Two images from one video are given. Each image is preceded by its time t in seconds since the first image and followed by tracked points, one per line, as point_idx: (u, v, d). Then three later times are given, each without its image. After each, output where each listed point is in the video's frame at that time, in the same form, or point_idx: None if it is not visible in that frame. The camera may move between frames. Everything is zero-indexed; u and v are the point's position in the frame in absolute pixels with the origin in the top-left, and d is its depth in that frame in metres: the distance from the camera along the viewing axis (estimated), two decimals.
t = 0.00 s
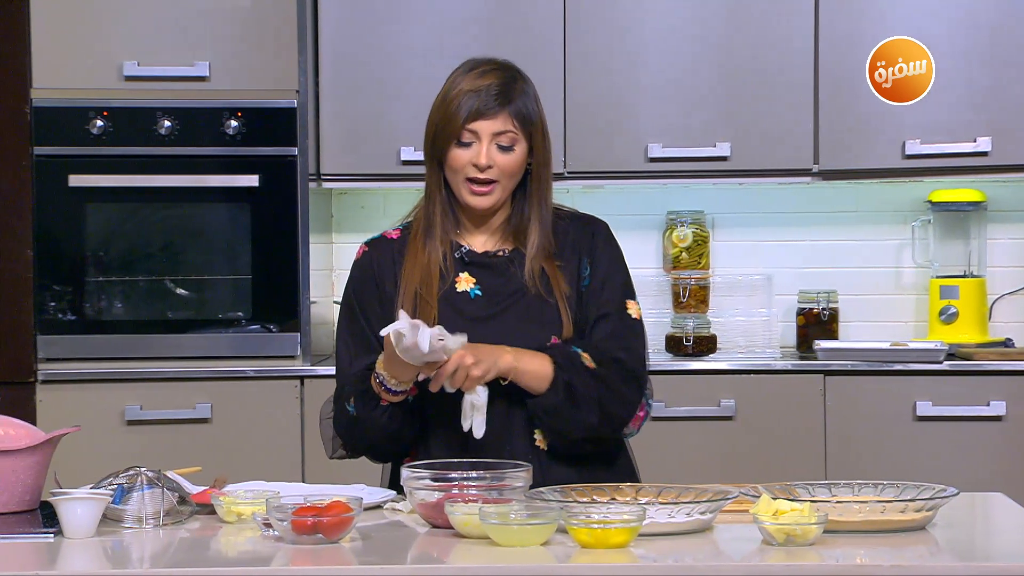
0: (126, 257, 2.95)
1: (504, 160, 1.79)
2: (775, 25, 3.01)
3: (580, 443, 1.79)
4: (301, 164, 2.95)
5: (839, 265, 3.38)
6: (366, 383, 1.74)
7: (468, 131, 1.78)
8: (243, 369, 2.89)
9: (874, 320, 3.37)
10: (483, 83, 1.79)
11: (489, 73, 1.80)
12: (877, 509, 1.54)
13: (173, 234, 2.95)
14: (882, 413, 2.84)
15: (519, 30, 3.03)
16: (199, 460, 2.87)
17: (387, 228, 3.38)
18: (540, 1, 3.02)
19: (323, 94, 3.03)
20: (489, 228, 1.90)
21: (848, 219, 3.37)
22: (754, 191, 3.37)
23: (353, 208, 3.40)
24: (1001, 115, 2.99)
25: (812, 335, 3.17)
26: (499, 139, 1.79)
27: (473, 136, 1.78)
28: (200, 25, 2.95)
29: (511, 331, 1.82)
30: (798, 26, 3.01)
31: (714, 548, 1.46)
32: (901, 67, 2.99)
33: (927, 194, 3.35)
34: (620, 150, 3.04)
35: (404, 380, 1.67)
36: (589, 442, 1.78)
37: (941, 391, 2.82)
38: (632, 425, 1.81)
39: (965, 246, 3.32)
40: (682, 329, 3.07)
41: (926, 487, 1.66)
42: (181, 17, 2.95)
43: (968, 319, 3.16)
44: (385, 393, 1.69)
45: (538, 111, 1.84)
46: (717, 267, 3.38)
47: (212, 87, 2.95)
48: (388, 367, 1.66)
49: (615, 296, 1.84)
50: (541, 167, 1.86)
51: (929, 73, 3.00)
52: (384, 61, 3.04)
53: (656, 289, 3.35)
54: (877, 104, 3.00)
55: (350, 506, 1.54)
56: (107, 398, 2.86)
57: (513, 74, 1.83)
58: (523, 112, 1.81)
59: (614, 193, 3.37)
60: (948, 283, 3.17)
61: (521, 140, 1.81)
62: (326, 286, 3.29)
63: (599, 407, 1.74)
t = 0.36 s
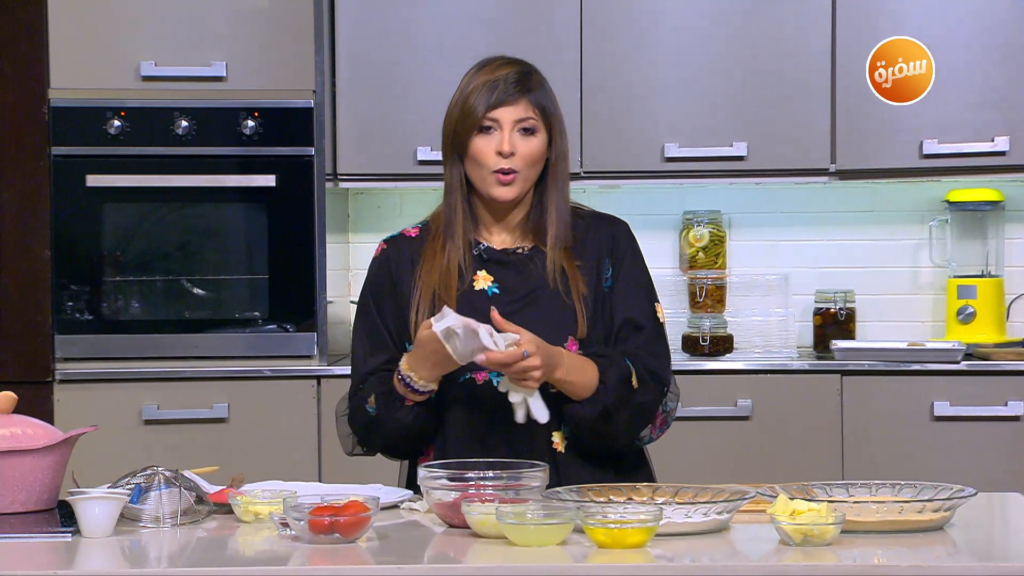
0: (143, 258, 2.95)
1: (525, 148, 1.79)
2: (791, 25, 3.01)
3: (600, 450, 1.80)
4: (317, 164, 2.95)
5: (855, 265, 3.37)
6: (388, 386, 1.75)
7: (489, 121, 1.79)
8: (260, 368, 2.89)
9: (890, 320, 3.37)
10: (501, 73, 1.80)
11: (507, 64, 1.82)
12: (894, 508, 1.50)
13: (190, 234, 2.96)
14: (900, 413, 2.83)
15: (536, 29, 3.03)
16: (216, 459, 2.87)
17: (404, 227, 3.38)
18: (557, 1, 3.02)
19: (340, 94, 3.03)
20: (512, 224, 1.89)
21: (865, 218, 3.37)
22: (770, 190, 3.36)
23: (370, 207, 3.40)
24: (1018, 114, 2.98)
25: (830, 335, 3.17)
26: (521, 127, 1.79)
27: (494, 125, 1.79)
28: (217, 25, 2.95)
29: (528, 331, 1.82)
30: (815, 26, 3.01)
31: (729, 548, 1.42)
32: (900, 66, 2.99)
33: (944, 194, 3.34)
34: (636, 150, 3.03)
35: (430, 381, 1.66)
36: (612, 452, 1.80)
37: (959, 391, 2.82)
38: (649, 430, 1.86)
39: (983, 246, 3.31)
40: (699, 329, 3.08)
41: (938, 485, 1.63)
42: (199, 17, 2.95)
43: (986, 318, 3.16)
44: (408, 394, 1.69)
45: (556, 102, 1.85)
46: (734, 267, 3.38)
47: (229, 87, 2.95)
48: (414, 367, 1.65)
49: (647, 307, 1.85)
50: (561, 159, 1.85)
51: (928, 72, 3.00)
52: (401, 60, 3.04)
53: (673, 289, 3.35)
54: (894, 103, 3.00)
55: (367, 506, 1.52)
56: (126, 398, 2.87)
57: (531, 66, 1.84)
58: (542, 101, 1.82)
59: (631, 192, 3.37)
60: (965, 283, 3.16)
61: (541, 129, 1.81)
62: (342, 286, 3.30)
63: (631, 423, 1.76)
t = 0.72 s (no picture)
0: (156, 258, 2.96)
1: (530, 142, 1.79)
2: (802, 24, 3.01)
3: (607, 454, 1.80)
4: (330, 164, 2.96)
5: (868, 265, 3.37)
6: (404, 383, 1.75)
7: (491, 118, 1.79)
8: (273, 368, 2.89)
9: (903, 320, 3.36)
10: (498, 71, 1.82)
11: (504, 62, 1.83)
12: (909, 509, 1.49)
13: (203, 234, 2.96)
14: (912, 413, 2.83)
15: (548, 30, 3.03)
16: (228, 459, 2.87)
17: (417, 227, 3.39)
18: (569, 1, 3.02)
19: (352, 93, 3.04)
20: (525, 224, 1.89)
21: (877, 218, 3.37)
22: (783, 190, 3.36)
23: (383, 207, 3.40)
24: None
25: (842, 335, 3.17)
26: (522, 120, 1.79)
27: (496, 122, 1.79)
28: (229, 25, 2.95)
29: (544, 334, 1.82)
30: (828, 25, 3.00)
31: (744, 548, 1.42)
32: (900, 67, 2.98)
33: (957, 194, 3.34)
34: (648, 149, 3.03)
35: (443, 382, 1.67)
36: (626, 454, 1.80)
37: (972, 391, 2.82)
38: (665, 434, 1.85)
39: (996, 246, 3.30)
40: (711, 328, 3.07)
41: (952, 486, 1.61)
42: (211, 17, 2.95)
43: (999, 318, 3.15)
44: (420, 391, 1.69)
45: (558, 96, 1.85)
46: (746, 267, 3.38)
47: (242, 88, 2.95)
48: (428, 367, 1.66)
49: (658, 311, 1.85)
50: (568, 153, 1.86)
51: (929, 72, 3.00)
52: (413, 60, 3.04)
53: (686, 289, 3.34)
54: (905, 103, 3.00)
55: (380, 506, 1.52)
56: (138, 397, 2.87)
57: (529, 64, 1.85)
58: (542, 95, 1.82)
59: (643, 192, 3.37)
60: (978, 283, 3.16)
61: (544, 122, 1.81)
62: (354, 286, 3.30)
63: (646, 426, 1.76)
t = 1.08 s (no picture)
0: (161, 257, 2.96)
1: (522, 147, 1.79)
2: (806, 24, 3.01)
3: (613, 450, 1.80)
4: (335, 164, 2.96)
5: (874, 265, 3.37)
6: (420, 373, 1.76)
7: (482, 126, 1.80)
8: (278, 368, 2.89)
9: (910, 320, 3.36)
10: (489, 77, 1.82)
11: (495, 67, 1.83)
12: (914, 509, 1.49)
13: (209, 234, 2.96)
14: (918, 413, 2.83)
15: (553, 29, 3.03)
16: (233, 459, 2.87)
17: (422, 227, 3.39)
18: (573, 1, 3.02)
19: (358, 93, 3.04)
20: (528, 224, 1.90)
21: (884, 218, 3.36)
22: (789, 190, 3.36)
23: (388, 207, 3.40)
24: None
25: (848, 335, 3.17)
26: (512, 126, 1.79)
27: (487, 129, 1.79)
28: (235, 25, 2.96)
29: (549, 333, 1.82)
30: (833, 24, 3.00)
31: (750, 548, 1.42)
32: (900, 66, 2.98)
33: (962, 194, 3.33)
34: (652, 149, 3.03)
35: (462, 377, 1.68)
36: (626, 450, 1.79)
37: (977, 391, 2.81)
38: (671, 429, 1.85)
39: (1002, 245, 3.30)
40: (717, 329, 3.08)
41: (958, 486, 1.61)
42: (217, 17, 2.95)
43: (1005, 318, 3.15)
44: (436, 384, 1.71)
45: (551, 96, 1.84)
46: (752, 266, 3.38)
47: (248, 88, 2.95)
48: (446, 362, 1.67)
49: (661, 307, 1.84)
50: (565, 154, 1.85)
51: (929, 72, 3.00)
52: (418, 60, 3.04)
53: (691, 289, 3.35)
54: (910, 102, 3.00)
55: (385, 506, 1.52)
56: (143, 397, 2.87)
57: (521, 66, 1.85)
58: (533, 98, 1.82)
59: (649, 191, 3.37)
60: (984, 283, 3.16)
61: (536, 126, 1.81)
62: (359, 286, 3.30)
63: (643, 423, 1.76)
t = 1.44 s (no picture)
0: (160, 257, 2.96)
1: (523, 149, 1.79)
2: (806, 23, 3.01)
3: (603, 450, 1.79)
4: (335, 164, 2.96)
5: (873, 263, 3.37)
6: (430, 374, 1.77)
7: (484, 126, 1.79)
8: (277, 367, 2.89)
9: (909, 319, 3.36)
10: (493, 76, 1.81)
11: (500, 66, 1.82)
12: (912, 508, 1.49)
13: (208, 233, 2.96)
14: (917, 411, 2.83)
15: (552, 29, 3.03)
16: (233, 458, 2.87)
17: (422, 226, 3.39)
18: None
19: (357, 92, 3.03)
20: (527, 223, 1.90)
21: (883, 217, 3.36)
22: (788, 189, 3.36)
23: (387, 207, 3.40)
24: None
25: (846, 334, 3.17)
26: (515, 128, 1.79)
27: (489, 129, 1.79)
28: (236, 25, 2.96)
29: (547, 333, 1.82)
30: (832, 24, 3.00)
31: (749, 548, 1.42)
32: (901, 66, 2.98)
33: (961, 193, 3.33)
34: (651, 149, 3.03)
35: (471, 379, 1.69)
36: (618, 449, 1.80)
37: (976, 390, 2.82)
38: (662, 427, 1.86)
39: (1002, 245, 3.30)
40: (715, 328, 3.08)
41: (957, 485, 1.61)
42: (216, 17, 2.95)
43: (1004, 317, 3.15)
44: (445, 386, 1.72)
45: (555, 97, 1.83)
46: (752, 266, 3.38)
47: (247, 87, 2.95)
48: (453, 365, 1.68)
49: (650, 305, 1.83)
50: (566, 155, 1.85)
51: (929, 72, 3.00)
52: (418, 59, 3.04)
53: (690, 289, 3.35)
54: (909, 102, 3.00)
55: (384, 505, 1.52)
56: (142, 397, 2.87)
57: (526, 65, 1.84)
58: (537, 100, 1.81)
59: (648, 191, 3.37)
60: (983, 282, 3.16)
61: (538, 128, 1.81)
62: (358, 285, 3.30)
63: (633, 421, 1.75)
